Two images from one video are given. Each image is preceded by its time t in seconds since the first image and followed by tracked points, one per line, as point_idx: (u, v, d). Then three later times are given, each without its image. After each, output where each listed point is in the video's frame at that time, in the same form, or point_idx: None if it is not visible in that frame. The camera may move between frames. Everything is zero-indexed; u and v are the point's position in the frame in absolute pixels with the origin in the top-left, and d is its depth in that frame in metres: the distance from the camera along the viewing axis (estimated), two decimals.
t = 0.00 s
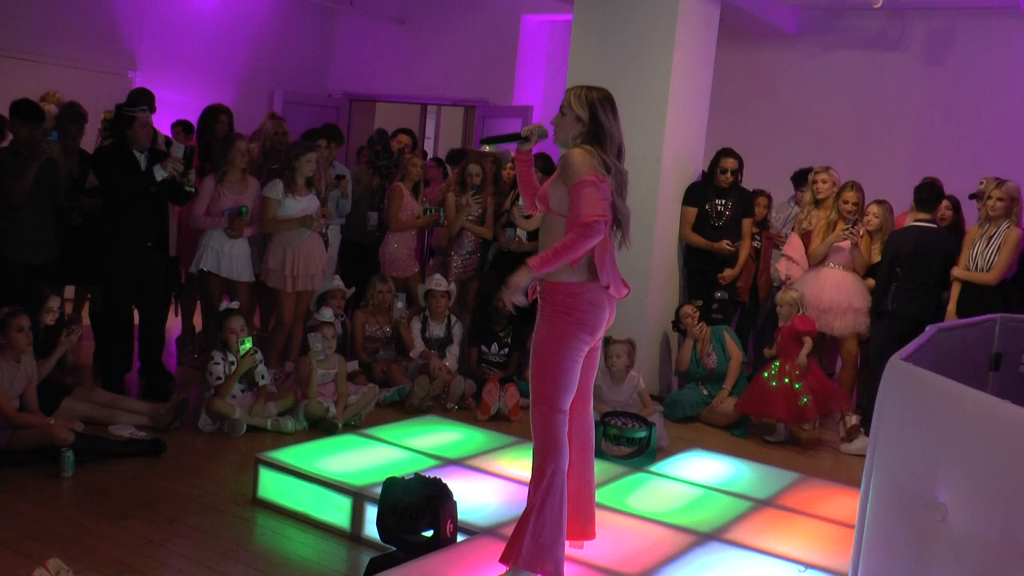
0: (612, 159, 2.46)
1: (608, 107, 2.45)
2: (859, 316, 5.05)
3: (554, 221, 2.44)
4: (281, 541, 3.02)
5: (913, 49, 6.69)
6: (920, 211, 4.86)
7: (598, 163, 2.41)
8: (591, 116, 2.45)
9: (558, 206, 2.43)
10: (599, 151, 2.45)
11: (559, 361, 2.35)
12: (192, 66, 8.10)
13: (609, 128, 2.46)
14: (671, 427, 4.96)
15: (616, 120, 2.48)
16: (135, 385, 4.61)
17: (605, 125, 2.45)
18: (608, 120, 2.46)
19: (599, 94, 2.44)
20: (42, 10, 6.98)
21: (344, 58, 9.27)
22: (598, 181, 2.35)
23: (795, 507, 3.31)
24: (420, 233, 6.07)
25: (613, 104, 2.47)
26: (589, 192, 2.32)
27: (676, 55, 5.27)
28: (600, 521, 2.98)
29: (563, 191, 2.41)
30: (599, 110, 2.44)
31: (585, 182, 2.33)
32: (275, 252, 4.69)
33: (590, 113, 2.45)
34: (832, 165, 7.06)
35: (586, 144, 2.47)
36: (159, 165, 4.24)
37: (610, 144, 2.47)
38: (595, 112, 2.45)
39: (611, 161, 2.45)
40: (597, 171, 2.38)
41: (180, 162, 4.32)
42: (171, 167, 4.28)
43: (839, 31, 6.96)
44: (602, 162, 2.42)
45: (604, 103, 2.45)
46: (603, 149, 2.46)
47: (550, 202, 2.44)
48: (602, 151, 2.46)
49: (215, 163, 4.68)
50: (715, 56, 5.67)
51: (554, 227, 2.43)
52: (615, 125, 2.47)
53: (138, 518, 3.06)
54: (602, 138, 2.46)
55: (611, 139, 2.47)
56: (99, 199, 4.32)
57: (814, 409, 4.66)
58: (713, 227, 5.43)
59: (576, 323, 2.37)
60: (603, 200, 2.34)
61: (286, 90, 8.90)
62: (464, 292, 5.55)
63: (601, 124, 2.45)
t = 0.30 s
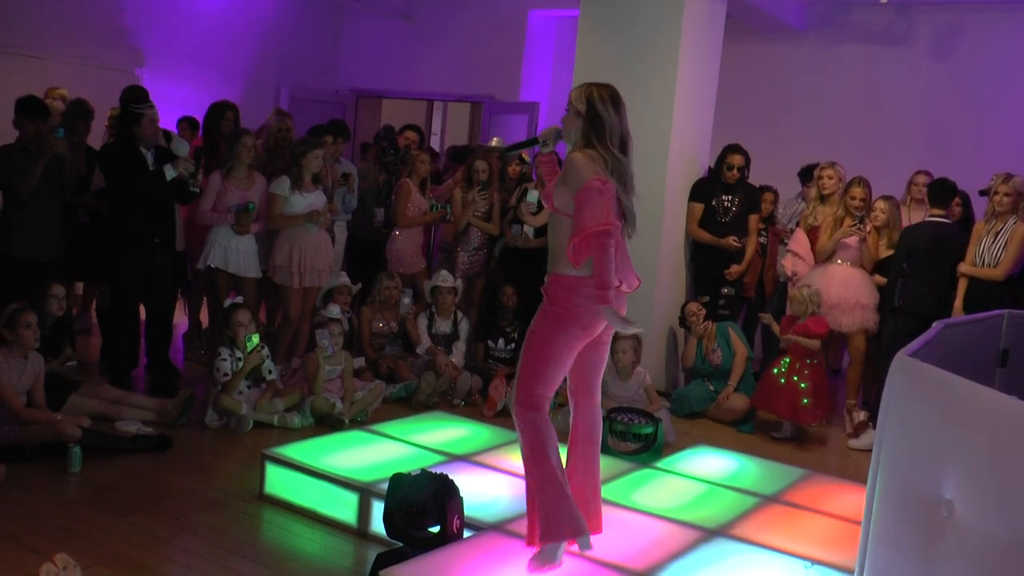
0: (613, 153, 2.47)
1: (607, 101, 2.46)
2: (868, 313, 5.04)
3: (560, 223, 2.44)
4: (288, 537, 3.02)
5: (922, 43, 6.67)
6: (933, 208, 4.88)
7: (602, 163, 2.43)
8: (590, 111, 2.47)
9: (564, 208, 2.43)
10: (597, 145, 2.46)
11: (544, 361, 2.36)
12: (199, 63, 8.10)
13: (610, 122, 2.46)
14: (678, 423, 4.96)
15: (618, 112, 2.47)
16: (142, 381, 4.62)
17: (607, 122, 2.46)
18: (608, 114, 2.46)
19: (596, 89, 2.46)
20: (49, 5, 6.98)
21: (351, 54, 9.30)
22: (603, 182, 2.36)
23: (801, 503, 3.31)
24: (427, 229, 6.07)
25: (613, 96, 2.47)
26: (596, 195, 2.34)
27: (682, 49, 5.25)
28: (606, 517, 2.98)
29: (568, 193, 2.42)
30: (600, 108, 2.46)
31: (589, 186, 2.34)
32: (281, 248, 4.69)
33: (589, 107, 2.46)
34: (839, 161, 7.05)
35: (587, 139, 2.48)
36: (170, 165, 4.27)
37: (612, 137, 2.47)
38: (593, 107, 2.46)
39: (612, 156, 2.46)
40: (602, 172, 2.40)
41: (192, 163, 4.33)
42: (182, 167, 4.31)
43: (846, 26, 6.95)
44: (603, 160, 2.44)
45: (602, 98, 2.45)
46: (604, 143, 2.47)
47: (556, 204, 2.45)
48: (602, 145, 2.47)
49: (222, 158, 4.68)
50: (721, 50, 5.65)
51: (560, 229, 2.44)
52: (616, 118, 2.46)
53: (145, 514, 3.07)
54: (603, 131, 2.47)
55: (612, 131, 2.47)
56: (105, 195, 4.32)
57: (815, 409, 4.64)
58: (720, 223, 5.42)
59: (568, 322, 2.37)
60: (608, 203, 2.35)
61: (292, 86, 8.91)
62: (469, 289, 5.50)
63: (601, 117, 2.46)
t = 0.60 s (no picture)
0: (606, 146, 2.60)
1: (598, 97, 2.59)
2: (873, 307, 5.05)
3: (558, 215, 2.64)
4: (293, 532, 3.03)
5: (926, 39, 6.65)
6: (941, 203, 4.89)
7: (591, 154, 2.58)
8: (582, 107, 2.62)
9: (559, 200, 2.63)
10: (589, 140, 2.61)
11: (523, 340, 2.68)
12: (202, 60, 8.10)
13: (602, 117, 2.60)
14: (683, 419, 4.96)
15: (610, 107, 2.61)
16: (147, 377, 4.62)
17: (598, 115, 2.60)
18: (600, 109, 2.59)
19: (588, 87, 2.61)
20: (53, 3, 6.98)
21: (355, 51, 9.31)
22: (591, 172, 2.55)
23: (806, 499, 3.31)
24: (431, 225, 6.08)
25: (605, 93, 2.60)
26: (576, 185, 2.53)
27: (687, 44, 5.24)
28: (610, 513, 2.98)
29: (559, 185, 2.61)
30: (590, 102, 2.60)
31: (575, 173, 2.54)
32: (287, 245, 4.69)
33: (582, 105, 2.62)
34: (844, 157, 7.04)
35: (581, 134, 2.64)
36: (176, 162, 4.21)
37: (604, 131, 2.61)
38: (585, 104, 2.61)
39: (604, 149, 2.60)
40: (586, 163, 2.57)
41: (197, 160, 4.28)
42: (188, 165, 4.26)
43: (850, 22, 6.94)
44: (595, 153, 2.58)
45: (593, 95, 2.60)
46: (596, 137, 2.61)
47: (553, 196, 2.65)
48: (595, 139, 2.62)
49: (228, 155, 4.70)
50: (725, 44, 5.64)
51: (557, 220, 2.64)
52: (607, 114, 2.60)
53: (150, 510, 3.08)
54: (596, 126, 2.61)
55: (604, 126, 2.61)
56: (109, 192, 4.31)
57: (825, 408, 4.60)
58: (724, 218, 5.41)
59: (541, 316, 2.60)
60: (589, 191, 2.53)
61: (296, 83, 8.90)
62: (474, 284, 5.53)
63: (593, 113, 2.60)
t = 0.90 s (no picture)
0: (584, 151, 2.64)
1: (578, 102, 2.62)
2: (878, 302, 5.04)
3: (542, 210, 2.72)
4: (297, 527, 3.03)
5: (931, 34, 6.64)
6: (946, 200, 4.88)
7: (565, 155, 2.63)
8: (563, 112, 2.65)
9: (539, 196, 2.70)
10: (567, 144, 2.65)
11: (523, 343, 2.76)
12: (206, 55, 8.09)
13: (580, 121, 2.63)
14: (687, 415, 4.97)
15: (590, 111, 2.63)
16: (153, 372, 4.63)
17: (577, 120, 2.63)
18: (579, 114, 2.63)
19: (569, 92, 2.63)
20: None
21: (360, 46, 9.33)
22: (558, 170, 2.61)
23: (810, 494, 3.31)
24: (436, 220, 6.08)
25: (585, 98, 2.62)
26: (543, 184, 2.60)
27: (691, 41, 5.23)
28: (614, 508, 2.98)
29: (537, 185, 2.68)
30: (570, 106, 2.63)
31: (543, 171, 2.61)
32: (293, 240, 4.69)
33: (563, 110, 2.65)
34: (848, 152, 7.03)
35: (563, 139, 2.68)
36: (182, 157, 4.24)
37: (582, 137, 2.65)
38: (565, 109, 2.64)
39: (580, 153, 2.63)
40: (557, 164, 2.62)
41: (203, 159, 4.32)
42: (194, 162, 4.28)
43: (855, 17, 6.93)
44: (570, 157, 2.63)
45: (573, 100, 2.63)
46: (575, 142, 2.65)
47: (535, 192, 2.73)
48: (575, 144, 2.65)
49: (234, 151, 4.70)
50: (730, 40, 5.63)
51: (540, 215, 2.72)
52: (586, 118, 2.63)
53: (155, 505, 3.08)
54: (575, 131, 2.65)
55: (583, 129, 2.64)
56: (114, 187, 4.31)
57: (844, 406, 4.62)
58: (728, 214, 5.41)
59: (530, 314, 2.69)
60: (556, 189, 2.59)
61: (301, 78, 8.90)
62: (478, 279, 5.53)
63: (572, 118, 2.64)
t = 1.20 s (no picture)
0: (565, 138, 2.82)
1: (560, 94, 2.83)
2: (883, 298, 5.02)
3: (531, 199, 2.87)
4: (302, 522, 3.04)
5: (938, 30, 6.61)
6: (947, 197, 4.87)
7: (556, 146, 2.80)
8: (547, 104, 2.86)
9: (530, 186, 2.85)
10: (550, 133, 2.85)
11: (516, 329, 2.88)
12: (212, 51, 8.10)
13: (562, 111, 2.84)
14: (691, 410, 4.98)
15: (571, 103, 2.84)
16: (158, 366, 4.64)
17: (560, 111, 2.84)
18: (561, 105, 2.84)
19: (552, 85, 2.84)
20: None
21: (365, 40, 9.33)
22: (552, 163, 2.76)
23: (814, 491, 3.30)
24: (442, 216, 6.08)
25: (567, 89, 2.83)
26: (541, 177, 2.74)
27: (696, 36, 5.23)
28: (619, 505, 2.98)
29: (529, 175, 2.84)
30: (554, 99, 2.84)
31: (537, 166, 2.76)
32: (298, 235, 4.69)
33: (546, 103, 2.86)
34: (854, 149, 7.02)
35: (545, 130, 2.87)
36: (188, 151, 4.24)
37: (563, 126, 2.84)
38: (549, 102, 2.86)
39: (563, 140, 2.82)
40: (549, 155, 2.79)
41: (208, 153, 4.32)
42: (199, 156, 4.28)
43: (862, 13, 6.92)
44: (553, 144, 2.81)
45: (557, 91, 2.84)
46: (556, 130, 2.84)
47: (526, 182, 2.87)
48: (556, 133, 2.85)
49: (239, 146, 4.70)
50: (737, 35, 5.61)
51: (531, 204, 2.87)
52: (567, 109, 2.83)
53: (160, 499, 3.09)
54: (557, 122, 2.85)
55: (564, 120, 2.84)
56: (119, 182, 4.32)
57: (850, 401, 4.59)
58: (734, 210, 5.41)
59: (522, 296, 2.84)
60: (554, 181, 2.75)
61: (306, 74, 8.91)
62: (483, 274, 5.52)
63: (554, 108, 2.84)
